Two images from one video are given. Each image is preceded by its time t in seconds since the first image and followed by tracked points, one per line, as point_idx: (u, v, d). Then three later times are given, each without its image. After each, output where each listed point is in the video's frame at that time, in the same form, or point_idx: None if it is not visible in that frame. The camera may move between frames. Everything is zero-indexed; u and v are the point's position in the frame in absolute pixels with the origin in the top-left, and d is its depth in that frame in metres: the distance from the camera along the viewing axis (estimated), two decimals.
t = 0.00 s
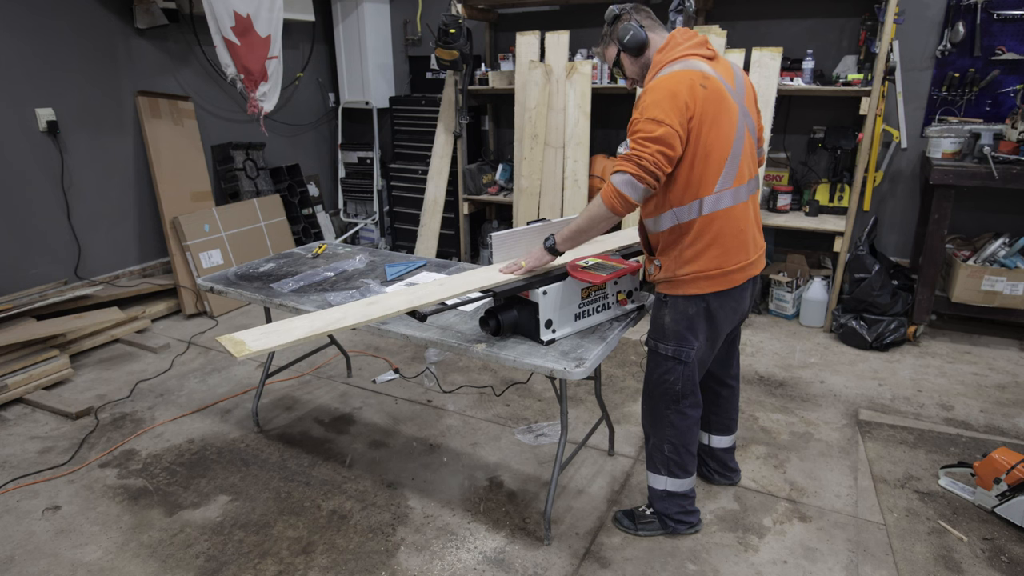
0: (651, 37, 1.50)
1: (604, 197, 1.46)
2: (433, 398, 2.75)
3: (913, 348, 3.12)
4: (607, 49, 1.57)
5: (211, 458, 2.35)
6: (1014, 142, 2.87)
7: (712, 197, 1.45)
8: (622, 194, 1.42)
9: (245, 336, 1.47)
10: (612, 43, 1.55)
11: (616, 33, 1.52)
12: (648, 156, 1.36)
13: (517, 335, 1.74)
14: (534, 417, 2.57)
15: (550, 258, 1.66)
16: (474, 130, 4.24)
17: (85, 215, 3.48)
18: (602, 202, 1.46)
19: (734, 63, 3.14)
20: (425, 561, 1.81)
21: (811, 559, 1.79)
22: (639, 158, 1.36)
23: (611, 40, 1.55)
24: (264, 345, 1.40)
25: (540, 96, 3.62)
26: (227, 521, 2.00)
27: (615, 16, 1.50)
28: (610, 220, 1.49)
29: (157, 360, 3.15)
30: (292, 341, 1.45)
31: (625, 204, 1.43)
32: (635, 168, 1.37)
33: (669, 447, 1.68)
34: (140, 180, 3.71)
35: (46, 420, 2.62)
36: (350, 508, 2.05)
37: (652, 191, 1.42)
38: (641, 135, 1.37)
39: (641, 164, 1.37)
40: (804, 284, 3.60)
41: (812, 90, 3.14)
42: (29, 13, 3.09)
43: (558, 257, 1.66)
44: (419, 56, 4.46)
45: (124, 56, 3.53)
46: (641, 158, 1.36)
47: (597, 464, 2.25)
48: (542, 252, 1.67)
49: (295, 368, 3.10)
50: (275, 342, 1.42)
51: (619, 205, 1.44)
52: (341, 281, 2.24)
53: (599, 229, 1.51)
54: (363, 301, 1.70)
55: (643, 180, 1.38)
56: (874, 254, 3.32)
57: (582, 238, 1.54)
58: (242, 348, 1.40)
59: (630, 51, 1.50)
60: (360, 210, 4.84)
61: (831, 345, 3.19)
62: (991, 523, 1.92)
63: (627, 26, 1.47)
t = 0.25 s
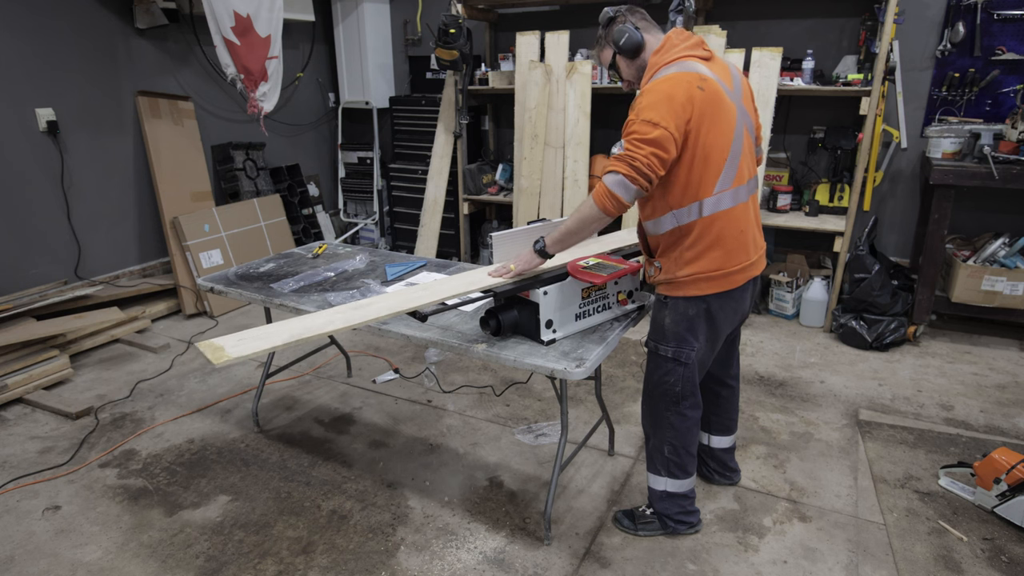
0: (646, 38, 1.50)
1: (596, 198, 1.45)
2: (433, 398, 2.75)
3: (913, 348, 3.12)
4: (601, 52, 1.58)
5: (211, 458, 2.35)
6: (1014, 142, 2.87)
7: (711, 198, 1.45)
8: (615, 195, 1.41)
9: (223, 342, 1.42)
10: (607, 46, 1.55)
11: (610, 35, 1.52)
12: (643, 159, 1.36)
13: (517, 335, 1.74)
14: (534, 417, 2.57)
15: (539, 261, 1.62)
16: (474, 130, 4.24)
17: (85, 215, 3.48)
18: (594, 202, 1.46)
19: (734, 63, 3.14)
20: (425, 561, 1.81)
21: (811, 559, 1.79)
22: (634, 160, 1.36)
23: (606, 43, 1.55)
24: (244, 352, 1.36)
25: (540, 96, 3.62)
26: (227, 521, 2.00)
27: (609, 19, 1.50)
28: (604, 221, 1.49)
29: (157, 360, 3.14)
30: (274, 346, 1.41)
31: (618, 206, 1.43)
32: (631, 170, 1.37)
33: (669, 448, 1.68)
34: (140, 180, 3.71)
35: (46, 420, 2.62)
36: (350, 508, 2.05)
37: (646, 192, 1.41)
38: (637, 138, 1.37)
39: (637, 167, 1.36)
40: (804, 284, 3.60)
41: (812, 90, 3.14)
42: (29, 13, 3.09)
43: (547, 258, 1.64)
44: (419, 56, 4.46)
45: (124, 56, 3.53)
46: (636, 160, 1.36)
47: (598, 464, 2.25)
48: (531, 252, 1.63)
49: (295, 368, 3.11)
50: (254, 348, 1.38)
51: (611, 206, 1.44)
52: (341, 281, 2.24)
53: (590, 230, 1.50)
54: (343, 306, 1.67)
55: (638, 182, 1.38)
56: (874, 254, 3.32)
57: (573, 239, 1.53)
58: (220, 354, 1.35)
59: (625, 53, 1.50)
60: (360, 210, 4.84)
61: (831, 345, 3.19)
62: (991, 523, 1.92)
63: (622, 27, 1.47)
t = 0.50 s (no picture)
0: (638, 41, 1.49)
1: (581, 199, 1.45)
2: (433, 398, 2.75)
3: (913, 348, 3.12)
4: (595, 55, 1.58)
5: (211, 458, 2.35)
6: (1014, 142, 2.87)
7: (710, 201, 1.44)
8: (601, 195, 1.41)
9: (199, 349, 1.41)
10: (600, 49, 1.55)
11: (602, 39, 1.52)
12: (637, 162, 1.35)
13: (517, 335, 1.74)
14: (534, 417, 2.57)
15: (525, 264, 1.64)
16: (474, 130, 4.24)
17: (85, 215, 3.48)
18: (580, 203, 1.46)
19: (734, 63, 3.14)
20: (425, 561, 1.81)
21: (811, 559, 1.79)
22: (628, 164, 1.35)
23: (598, 46, 1.55)
24: (219, 359, 1.35)
25: (540, 96, 3.62)
26: (227, 521, 2.00)
27: (601, 22, 1.50)
28: (593, 223, 1.48)
29: (157, 360, 3.14)
30: (250, 353, 1.40)
31: (605, 205, 1.43)
32: (625, 175, 1.36)
33: (670, 450, 1.68)
34: (139, 180, 3.71)
35: (46, 420, 2.62)
36: (350, 508, 2.05)
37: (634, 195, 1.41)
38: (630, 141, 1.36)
39: (632, 171, 1.36)
40: (804, 284, 3.61)
41: (812, 90, 3.14)
42: (29, 13, 3.09)
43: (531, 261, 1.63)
44: (419, 56, 4.47)
45: (124, 56, 3.53)
46: (631, 164, 1.35)
47: (598, 464, 2.25)
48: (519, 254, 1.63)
49: (295, 368, 3.11)
50: (228, 355, 1.37)
51: (598, 206, 1.44)
52: (341, 281, 2.24)
53: (577, 232, 1.50)
54: (325, 311, 1.65)
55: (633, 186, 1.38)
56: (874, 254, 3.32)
57: (560, 241, 1.52)
58: (194, 363, 1.34)
59: (617, 57, 1.50)
60: (360, 210, 4.84)
61: (831, 345, 3.19)
62: (991, 523, 1.92)
63: (613, 31, 1.47)
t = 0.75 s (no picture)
0: (627, 46, 1.49)
1: (580, 205, 1.45)
2: (433, 398, 2.75)
3: (913, 348, 3.12)
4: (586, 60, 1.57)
5: (211, 458, 2.35)
6: (1014, 143, 2.87)
7: (708, 203, 1.44)
8: (600, 201, 1.41)
9: (199, 349, 1.41)
10: (590, 55, 1.55)
11: (592, 45, 1.52)
12: (633, 164, 1.35)
13: (518, 335, 1.74)
14: (534, 417, 2.57)
15: (525, 265, 1.65)
16: (474, 130, 4.24)
17: (85, 215, 3.48)
18: (578, 208, 1.46)
19: (734, 63, 3.14)
20: (425, 561, 1.81)
21: (811, 559, 1.79)
22: (623, 166, 1.35)
23: (588, 52, 1.55)
24: (218, 359, 1.35)
25: (540, 96, 3.62)
26: (227, 521, 2.00)
27: (589, 28, 1.49)
28: (591, 227, 1.49)
29: (157, 360, 3.14)
30: (250, 353, 1.40)
31: (604, 211, 1.43)
32: (620, 177, 1.36)
33: (673, 454, 1.69)
34: (139, 180, 3.71)
35: (46, 420, 2.62)
36: (350, 508, 2.05)
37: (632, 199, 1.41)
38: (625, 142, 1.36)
39: (628, 173, 1.35)
40: (804, 284, 3.61)
41: (812, 90, 3.14)
42: (29, 13, 3.09)
43: (530, 262, 1.64)
44: (419, 56, 4.47)
45: (124, 56, 3.53)
46: (626, 165, 1.35)
47: (598, 464, 2.25)
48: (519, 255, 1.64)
49: (295, 368, 3.11)
50: (229, 355, 1.36)
51: (596, 212, 1.44)
52: (342, 281, 2.24)
53: (576, 235, 1.50)
54: (324, 312, 1.65)
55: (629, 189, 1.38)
56: (874, 254, 3.32)
57: (559, 244, 1.53)
58: (194, 363, 1.34)
59: (607, 63, 1.50)
60: (360, 210, 4.84)
61: (831, 345, 3.19)
62: (991, 523, 1.92)
63: (602, 37, 1.47)
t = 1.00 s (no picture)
0: (622, 51, 1.50)
1: (576, 209, 1.46)
2: (433, 398, 2.75)
3: (913, 348, 3.12)
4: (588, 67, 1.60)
5: (211, 458, 2.35)
6: (1014, 142, 2.86)
7: (705, 207, 1.43)
8: (595, 206, 1.41)
9: (199, 349, 1.41)
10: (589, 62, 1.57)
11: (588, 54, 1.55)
12: (626, 167, 1.35)
13: (518, 335, 1.74)
14: (534, 417, 2.57)
15: (524, 265, 1.65)
16: (474, 130, 4.24)
17: (85, 215, 3.48)
18: (574, 212, 1.46)
19: (734, 63, 3.14)
20: (425, 561, 1.81)
21: (811, 559, 1.79)
22: (616, 169, 1.36)
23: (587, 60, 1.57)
24: (218, 359, 1.35)
25: (540, 96, 3.62)
26: (227, 521, 2.00)
27: (583, 38, 1.53)
28: (586, 231, 1.49)
29: (157, 360, 3.15)
30: (250, 353, 1.40)
31: (599, 216, 1.43)
32: (613, 179, 1.37)
33: (674, 459, 1.69)
34: (140, 180, 3.71)
35: (46, 420, 2.62)
36: (350, 508, 2.05)
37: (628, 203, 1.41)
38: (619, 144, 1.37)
39: (621, 175, 1.36)
40: (804, 284, 3.61)
41: (812, 90, 3.14)
42: (29, 14, 3.09)
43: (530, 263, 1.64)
44: (419, 57, 4.47)
45: (124, 56, 3.54)
46: (619, 168, 1.35)
47: (598, 464, 2.25)
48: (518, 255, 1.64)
49: (295, 368, 3.11)
50: (229, 356, 1.37)
51: (591, 216, 1.44)
52: (341, 281, 2.24)
53: (572, 239, 1.51)
54: (324, 312, 1.65)
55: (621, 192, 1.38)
56: (874, 254, 3.32)
57: (556, 246, 1.53)
58: (194, 363, 1.34)
59: (601, 73, 1.53)
60: (360, 210, 4.84)
61: (831, 345, 3.19)
62: (991, 523, 1.92)
63: (594, 49, 1.50)
